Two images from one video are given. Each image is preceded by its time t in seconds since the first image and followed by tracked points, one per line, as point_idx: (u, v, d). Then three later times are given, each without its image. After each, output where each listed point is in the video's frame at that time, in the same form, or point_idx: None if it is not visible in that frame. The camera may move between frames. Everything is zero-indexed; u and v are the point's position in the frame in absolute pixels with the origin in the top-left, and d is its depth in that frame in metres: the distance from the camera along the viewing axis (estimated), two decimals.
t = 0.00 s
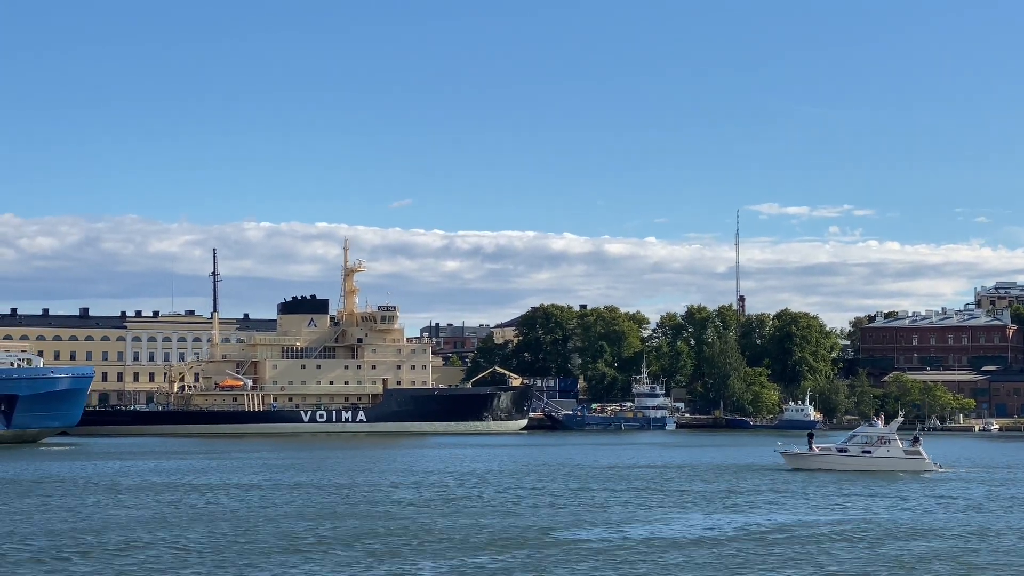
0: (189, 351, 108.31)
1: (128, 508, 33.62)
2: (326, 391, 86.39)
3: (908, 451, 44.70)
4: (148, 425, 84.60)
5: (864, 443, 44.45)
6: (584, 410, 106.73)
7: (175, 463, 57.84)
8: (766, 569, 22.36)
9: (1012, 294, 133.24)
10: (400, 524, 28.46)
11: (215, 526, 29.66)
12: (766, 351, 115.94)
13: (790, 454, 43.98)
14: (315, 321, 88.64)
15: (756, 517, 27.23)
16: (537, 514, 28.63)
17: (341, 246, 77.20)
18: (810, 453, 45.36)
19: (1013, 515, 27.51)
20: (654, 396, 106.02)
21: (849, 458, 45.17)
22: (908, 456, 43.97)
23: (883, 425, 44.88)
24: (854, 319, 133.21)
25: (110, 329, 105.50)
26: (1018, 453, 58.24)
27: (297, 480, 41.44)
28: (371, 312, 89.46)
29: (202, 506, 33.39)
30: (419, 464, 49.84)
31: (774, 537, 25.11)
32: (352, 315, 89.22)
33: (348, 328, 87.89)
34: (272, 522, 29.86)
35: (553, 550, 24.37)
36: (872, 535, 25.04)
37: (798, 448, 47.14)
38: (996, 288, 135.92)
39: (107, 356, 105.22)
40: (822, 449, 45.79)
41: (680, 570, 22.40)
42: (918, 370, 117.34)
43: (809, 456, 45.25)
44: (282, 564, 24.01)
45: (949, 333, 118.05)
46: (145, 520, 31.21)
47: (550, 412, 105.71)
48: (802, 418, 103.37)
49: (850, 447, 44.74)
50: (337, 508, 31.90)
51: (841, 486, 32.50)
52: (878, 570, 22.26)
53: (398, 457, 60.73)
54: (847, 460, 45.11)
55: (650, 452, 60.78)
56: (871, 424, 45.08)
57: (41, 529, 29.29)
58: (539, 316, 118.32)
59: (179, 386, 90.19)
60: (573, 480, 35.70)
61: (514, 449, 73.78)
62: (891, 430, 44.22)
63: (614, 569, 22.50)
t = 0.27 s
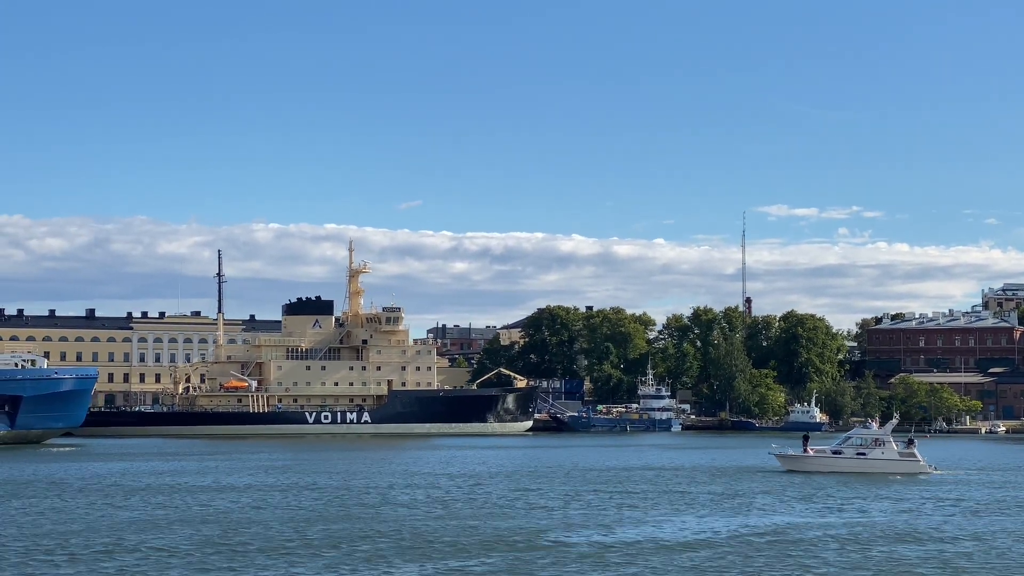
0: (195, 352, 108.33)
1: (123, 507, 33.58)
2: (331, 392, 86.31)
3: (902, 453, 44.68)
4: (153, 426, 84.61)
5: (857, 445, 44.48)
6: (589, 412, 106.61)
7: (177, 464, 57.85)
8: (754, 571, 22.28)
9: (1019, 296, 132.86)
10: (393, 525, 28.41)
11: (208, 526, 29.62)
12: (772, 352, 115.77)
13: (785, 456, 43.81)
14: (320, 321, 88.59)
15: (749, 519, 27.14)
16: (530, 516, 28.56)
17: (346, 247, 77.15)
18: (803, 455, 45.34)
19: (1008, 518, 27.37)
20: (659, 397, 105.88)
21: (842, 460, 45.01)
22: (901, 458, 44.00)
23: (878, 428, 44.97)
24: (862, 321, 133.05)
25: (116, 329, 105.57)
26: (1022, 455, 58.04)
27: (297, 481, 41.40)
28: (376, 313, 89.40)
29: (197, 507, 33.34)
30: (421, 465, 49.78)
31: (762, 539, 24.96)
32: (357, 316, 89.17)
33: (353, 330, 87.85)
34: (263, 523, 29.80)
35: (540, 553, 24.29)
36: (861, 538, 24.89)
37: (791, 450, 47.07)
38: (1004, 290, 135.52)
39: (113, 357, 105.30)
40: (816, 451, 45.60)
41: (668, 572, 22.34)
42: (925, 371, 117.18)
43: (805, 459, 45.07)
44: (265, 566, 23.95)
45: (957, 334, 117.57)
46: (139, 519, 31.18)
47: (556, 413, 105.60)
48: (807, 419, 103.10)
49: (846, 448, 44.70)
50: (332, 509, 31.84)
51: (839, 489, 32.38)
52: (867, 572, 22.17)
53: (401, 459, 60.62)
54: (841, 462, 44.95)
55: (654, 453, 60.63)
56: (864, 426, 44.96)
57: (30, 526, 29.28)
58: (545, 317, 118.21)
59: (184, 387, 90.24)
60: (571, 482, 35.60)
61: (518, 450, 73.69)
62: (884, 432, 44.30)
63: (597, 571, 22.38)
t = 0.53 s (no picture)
0: (202, 352, 108.29)
1: (119, 508, 33.49)
2: (337, 393, 86.19)
3: (899, 454, 44.55)
4: (159, 426, 84.56)
5: (852, 447, 44.38)
6: (596, 412, 106.42)
7: (181, 464, 57.73)
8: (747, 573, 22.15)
9: None
10: (389, 527, 28.28)
11: (203, 527, 29.52)
12: (779, 353, 115.56)
13: (781, 457, 43.82)
14: (326, 322, 88.55)
15: (747, 521, 26.99)
16: (526, 517, 28.43)
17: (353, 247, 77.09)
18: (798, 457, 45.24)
19: (1007, 521, 27.19)
20: (665, 398, 105.67)
21: (838, 461, 44.85)
22: (897, 458, 43.85)
23: (874, 429, 44.84)
24: (870, 322, 132.84)
25: (122, 330, 105.54)
26: None
27: (298, 482, 41.26)
28: (382, 314, 89.31)
29: (194, 508, 33.24)
30: (423, 467, 49.63)
31: (756, 542, 24.81)
32: (363, 317, 89.09)
33: (359, 330, 87.78)
34: (259, 524, 29.69)
35: (532, 555, 24.15)
36: (856, 541, 24.74)
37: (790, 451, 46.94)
38: (1013, 291, 135.11)
39: (120, 358, 105.25)
40: (812, 451, 45.40)
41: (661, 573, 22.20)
42: (933, 373, 116.92)
43: (802, 460, 45.01)
44: (256, 568, 23.83)
45: (965, 335, 117.29)
46: (135, 520, 31.10)
47: (562, 414, 105.43)
48: (813, 420, 102.83)
49: (842, 448, 44.61)
50: (328, 510, 31.74)
51: (839, 491, 32.21)
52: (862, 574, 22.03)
53: (405, 460, 60.47)
54: (836, 463, 44.71)
55: (658, 454, 60.47)
56: (860, 428, 44.83)
57: (24, 527, 29.22)
58: (552, 318, 117.98)
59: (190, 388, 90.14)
60: (570, 483, 35.45)
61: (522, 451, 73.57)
62: (880, 433, 44.16)
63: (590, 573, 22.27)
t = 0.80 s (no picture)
0: (208, 353, 108.23)
1: (116, 509, 33.42)
2: (343, 393, 86.02)
3: (892, 453, 44.38)
4: (165, 426, 84.50)
5: (845, 447, 44.26)
6: (602, 413, 106.24)
7: (183, 465, 57.68)
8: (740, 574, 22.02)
9: None
10: (384, 527, 28.16)
11: (198, 528, 29.42)
12: (786, 353, 115.30)
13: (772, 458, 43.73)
14: (331, 322, 88.43)
15: (743, 522, 26.85)
16: (523, 518, 28.30)
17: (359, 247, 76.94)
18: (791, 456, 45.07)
19: (1005, 522, 27.03)
20: (672, 398, 105.44)
21: (833, 462, 44.67)
22: (890, 458, 43.68)
23: (868, 429, 44.69)
24: (877, 323, 132.55)
25: (128, 330, 105.48)
26: None
27: (299, 482, 41.14)
28: (388, 315, 89.16)
29: (191, 509, 33.15)
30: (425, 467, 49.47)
31: (750, 543, 24.65)
32: (369, 317, 88.95)
33: (365, 331, 87.65)
34: (255, 525, 29.60)
35: (525, 556, 23.96)
36: (853, 542, 24.58)
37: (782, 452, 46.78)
38: (1021, 291, 134.71)
39: (126, 358, 105.20)
40: (806, 451, 45.18)
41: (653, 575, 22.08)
42: (940, 374, 116.36)
43: (797, 459, 44.87)
44: (247, 569, 23.71)
45: (973, 335, 117.02)
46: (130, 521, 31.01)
47: (568, 415, 105.25)
48: (821, 421, 102.57)
49: (837, 448, 44.49)
50: (325, 511, 31.63)
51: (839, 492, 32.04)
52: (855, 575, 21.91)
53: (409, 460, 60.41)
54: (830, 464, 44.56)
55: (660, 455, 60.27)
56: (855, 429, 44.67)
57: (18, 527, 29.11)
58: (558, 318, 117.74)
59: (196, 388, 90.06)
60: (569, 483, 35.29)
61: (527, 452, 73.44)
62: (876, 433, 43.98)
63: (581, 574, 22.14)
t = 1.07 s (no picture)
0: (215, 352, 108.17)
1: (112, 509, 33.36)
2: (349, 392, 85.96)
3: (890, 452, 44.31)
4: (171, 426, 84.47)
5: (845, 446, 44.21)
6: (609, 412, 106.07)
7: (186, 465, 57.63)
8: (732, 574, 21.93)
9: None
10: (379, 527, 28.06)
11: (193, 528, 29.35)
12: (794, 352, 115.08)
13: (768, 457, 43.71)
14: (338, 322, 88.38)
15: (739, 522, 26.73)
16: (519, 518, 28.20)
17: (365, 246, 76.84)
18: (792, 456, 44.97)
19: (1003, 523, 26.88)
20: (679, 398, 105.25)
21: (830, 461, 44.60)
22: (888, 457, 43.61)
23: (866, 428, 44.64)
24: (885, 322, 132.23)
25: (135, 330, 105.45)
26: None
27: (300, 482, 41.02)
28: (394, 314, 89.11)
29: (188, 509, 33.10)
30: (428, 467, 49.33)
31: (744, 543, 24.54)
32: (375, 317, 88.88)
33: (371, 330, 87.60)
34: (250, 525, 29.51)
35: (518, 557, 23.86)
36: (848, 543, 24.45)
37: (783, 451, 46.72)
38: None
39: (133, 358, 105.16)
40: (803, 451, 45.08)
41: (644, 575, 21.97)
42: (949, 373, 116.22)
43: (795, 459, 44.76)
44: (238, 569, 23.64)
45: (982, 334, 116.48)
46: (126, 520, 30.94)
47: (575, 414, 105.12)
48: (828, 420, 102.35)
49: (835, 448, 44.44)
50: (321, 511, 31.54)
51: (839, 492, 31.91)
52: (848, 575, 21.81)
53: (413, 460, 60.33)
54: (829, 463, 44.47)
55: (664, 454, 60.11)
56: (853, 428, 44.61)
57: (13, 527, 29.07)
58: (566, 318, 117.51)
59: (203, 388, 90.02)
60: (570, 483, 35.18)
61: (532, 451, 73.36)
62: (874, 434, 43.89)
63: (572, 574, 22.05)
